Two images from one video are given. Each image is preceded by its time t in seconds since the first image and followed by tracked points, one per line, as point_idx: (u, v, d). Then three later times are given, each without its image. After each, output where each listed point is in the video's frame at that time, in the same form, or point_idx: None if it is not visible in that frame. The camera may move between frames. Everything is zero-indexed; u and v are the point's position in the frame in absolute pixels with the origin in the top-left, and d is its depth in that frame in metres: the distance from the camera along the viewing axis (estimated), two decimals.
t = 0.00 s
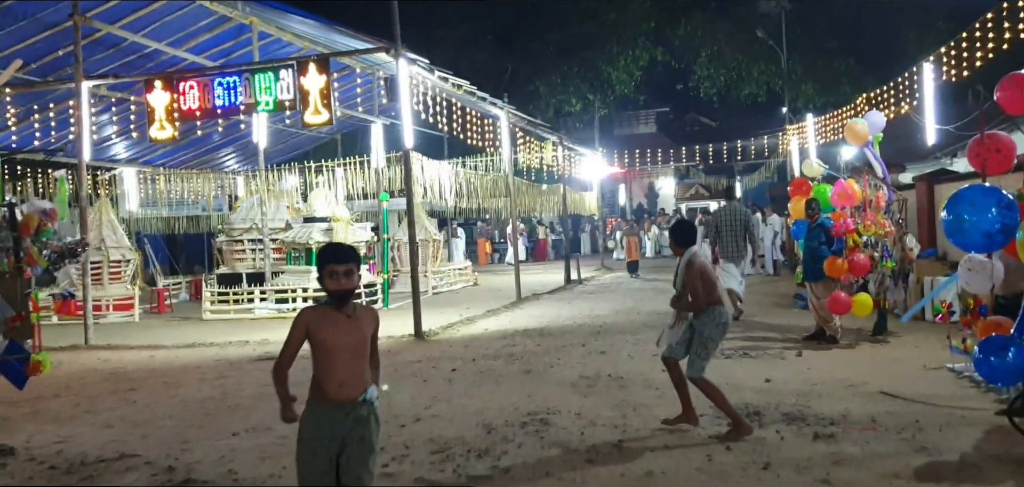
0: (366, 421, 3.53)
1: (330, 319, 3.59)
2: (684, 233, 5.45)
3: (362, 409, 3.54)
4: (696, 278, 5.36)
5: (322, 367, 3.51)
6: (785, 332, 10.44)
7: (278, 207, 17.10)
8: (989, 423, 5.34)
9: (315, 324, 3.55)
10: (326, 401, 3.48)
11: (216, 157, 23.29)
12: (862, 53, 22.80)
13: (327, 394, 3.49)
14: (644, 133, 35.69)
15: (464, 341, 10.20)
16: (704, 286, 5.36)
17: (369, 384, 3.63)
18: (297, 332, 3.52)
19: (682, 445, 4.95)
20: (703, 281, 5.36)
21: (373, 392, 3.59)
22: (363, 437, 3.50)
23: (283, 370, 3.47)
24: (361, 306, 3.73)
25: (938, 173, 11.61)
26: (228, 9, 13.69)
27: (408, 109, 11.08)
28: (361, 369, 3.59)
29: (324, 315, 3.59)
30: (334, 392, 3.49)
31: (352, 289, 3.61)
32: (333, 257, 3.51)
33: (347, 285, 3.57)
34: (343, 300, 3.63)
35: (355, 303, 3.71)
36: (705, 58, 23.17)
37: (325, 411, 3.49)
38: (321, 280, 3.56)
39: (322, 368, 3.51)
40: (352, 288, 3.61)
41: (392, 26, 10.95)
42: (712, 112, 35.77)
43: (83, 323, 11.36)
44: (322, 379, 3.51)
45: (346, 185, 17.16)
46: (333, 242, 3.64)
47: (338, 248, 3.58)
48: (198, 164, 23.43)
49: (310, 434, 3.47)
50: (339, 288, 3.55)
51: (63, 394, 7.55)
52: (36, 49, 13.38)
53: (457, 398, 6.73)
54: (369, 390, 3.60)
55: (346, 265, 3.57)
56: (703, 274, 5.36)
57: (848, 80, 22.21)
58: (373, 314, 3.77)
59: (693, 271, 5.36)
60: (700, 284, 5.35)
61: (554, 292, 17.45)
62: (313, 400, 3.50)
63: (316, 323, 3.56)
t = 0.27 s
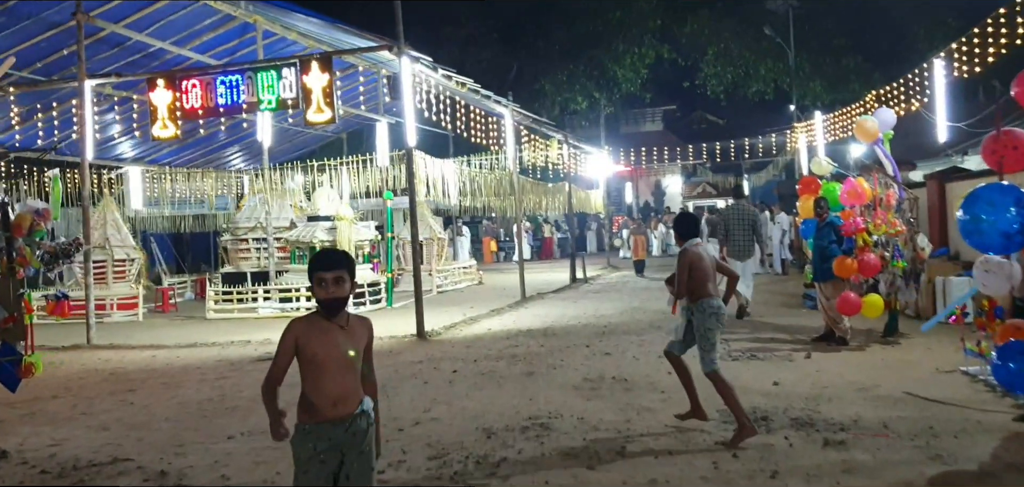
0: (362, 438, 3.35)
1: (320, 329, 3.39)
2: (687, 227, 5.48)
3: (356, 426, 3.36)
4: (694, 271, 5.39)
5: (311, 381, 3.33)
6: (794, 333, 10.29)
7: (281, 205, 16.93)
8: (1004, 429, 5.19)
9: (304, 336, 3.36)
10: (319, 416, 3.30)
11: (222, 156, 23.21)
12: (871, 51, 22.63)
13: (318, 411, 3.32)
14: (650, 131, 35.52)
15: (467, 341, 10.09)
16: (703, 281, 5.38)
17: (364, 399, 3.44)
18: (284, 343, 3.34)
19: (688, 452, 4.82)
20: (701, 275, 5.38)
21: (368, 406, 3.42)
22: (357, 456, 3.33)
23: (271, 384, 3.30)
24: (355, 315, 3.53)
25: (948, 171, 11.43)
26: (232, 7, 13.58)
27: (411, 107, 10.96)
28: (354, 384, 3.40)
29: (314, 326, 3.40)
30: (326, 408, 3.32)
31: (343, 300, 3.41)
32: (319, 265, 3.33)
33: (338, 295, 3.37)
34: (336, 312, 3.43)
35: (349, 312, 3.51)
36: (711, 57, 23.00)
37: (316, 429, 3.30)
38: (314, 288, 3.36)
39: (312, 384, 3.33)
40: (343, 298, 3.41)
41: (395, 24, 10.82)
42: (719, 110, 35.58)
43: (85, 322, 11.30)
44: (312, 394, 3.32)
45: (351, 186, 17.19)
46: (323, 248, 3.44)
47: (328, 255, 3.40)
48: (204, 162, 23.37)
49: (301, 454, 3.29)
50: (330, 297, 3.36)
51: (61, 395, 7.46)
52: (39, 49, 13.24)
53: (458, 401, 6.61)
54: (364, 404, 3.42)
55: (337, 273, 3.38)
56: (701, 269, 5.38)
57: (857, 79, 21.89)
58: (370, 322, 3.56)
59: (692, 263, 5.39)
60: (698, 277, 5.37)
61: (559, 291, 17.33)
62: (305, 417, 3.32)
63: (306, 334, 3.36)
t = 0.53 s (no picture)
0: (351, 447, 3.20)
1: (311, 331, 3.19)
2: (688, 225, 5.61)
3: (347, 435, 3.21)
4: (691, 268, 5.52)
5: (302, 387, 3.14)
6: (807, 337, 10.08)
7: (291, 206, 16.76)
8: None
9: (294, 338, 3.15)
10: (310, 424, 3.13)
11: (233, 157, 23.18)
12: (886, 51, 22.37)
13: (311, 418, 3.14)
14: (662, 132, 35.31)
15: (474, 344, 9.94)
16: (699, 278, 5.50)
17: (350, 407, 3.30)
18: (272, 347, 3.13)
19: (695, 460, 4.66)
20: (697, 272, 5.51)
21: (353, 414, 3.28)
22: (350, 466, 3.18)
23: (260, 390, 3.07)
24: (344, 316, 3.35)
25: (966, 171, 11.20)
26: (240, 8, 13.50)
27: (418, 108, 10.83)
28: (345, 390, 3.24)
29: (305, 328, 3.19)
30: (319, 415, 3.14)
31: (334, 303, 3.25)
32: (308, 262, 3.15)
33: (329, 296, 3.21)
34: (327, 314, 3.25)
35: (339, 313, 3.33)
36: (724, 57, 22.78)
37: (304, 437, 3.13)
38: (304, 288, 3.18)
39: (305, 390, 3.14)
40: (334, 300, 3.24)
41: (402, 23, 10.70)
42: (732, 111, 35.35)
43: (90, 324, 11.24)
44: (304, 401, 3.14)
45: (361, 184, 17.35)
46: (312, 246, 3.25)
47: (316, 251, 3.23)
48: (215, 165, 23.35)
49: (294, 465, 3.09)
50: (321, 297, 3.19)
51: (61, 398, 7.38)
52: (48, 49, 13.22)
53: (463, 406, 6.47)
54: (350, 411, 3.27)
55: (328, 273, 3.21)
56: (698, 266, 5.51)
57: (871, 79, 21.59)
58: (358, 324, 3.39)
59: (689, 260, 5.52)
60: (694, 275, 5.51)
61: (569, 293, 17.16)
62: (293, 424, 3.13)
63: (296, 337, 3.16)
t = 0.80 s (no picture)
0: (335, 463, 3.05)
1: (297, 339, 3.00)
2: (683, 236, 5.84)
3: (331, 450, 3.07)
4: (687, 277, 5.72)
5: (286, 398, 2.96)
6: (818, 342, 9.94)
7: (299, 207, 16.76)
8: None
9: (279, 346, 2.96)
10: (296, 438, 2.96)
11: (243, 159, 23.19)
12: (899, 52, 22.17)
13: (297, 432, 2.97)
14: (673, 134, 35.15)
15: (481, 347, 9.86)
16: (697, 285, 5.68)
17: (331, 420, 3.15)
18: (256, 355, 2.92)
19: (700, 469, 4.54)
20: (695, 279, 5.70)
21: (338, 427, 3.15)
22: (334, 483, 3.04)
23: (242, 402, 2.85)
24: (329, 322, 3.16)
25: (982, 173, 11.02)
26: (249, 8, 13.47)
27: (425, 108, 10.75)
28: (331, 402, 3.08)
29: (291, 335, 2.99)
30: (305, 429, 2.98)
31: (321, 310, 3.08)
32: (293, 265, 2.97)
33: (317, 304, 3.05)
34: (314, 322, 3.07)
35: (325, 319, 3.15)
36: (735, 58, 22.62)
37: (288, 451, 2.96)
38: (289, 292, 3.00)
39: (291, 402, 2.96)
40: (321, 306, 3.07)
41: (409, 22, 10.63)
42: (744, 113, 35.14)
43: (97, 325, 11.21)
44: (289, 414, 2.96)
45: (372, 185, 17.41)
46: (298, 248, 3.05)
47: (303, 251, 3.05)
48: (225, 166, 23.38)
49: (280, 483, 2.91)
50: (306, 302, 3.02)
51: (64, 400, 7.33)
52: (56, 49, 13.25)
53: (467, 410, 6.39)
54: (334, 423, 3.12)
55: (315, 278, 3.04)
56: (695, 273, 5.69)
57: (885, 80, 21.36)
58: (343, 331, 3.22)
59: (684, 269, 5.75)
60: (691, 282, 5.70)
61: (579, 296, 17.02)
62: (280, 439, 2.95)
63: (282, 344, 2.96)
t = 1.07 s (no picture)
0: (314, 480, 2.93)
1: (273, 349, 2.86)
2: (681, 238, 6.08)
3: (311, 466, 2.94)
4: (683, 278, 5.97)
5: (263, 412, 2.83)
6: (831, 347, 9.75)
7: (308, 207, 16.73)
8: None
9: (255, 357, 2.82)
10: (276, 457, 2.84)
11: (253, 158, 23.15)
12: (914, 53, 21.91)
13: (273, 448, 2.84)
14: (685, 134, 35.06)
15: (487, 350, 9.74)
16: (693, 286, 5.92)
17: (312, 435, 3.02)
18: (230, 366, 2.78)
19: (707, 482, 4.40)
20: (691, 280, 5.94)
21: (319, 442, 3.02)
22: None
23: (215, 417, 2.71)
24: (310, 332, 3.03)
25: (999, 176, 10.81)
26: (257, 6, 13.39)
27: (432, 107, 10.64)
28: (310, 417, 2.94)
29: (267, 345, 2.86)
30: (281, 445, 2.85)
31: (299, 318, 2.95)
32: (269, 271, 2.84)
33: (295, 312, 2.92)
34: (293, 331, 2.93)
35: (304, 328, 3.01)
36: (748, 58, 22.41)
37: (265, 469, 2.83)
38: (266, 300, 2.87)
39: (267, 417, 2.82)
40: (299, 315, 2.94)
41: (416, 21, 10.52)
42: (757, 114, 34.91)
43: (102, 324, 11.15)
44: (265, 429, 2.83)
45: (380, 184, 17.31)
46: (275, 254, 2.93)
47: (280, 258, 2.92)
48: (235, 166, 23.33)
49: None
50: (284, 311, 2.89)
51: (64, 401, 7.25)
52: (64, 47, 13.21)
53: (470, 416, 6.27)
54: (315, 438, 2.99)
55: (292, 286, 2.91)
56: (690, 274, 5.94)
57: (900, 80, 21.10)
58: (324, 340, 3.09)
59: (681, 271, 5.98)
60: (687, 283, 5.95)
61: (588, 297, 16.86)
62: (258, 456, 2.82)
63: (257, 355, 2.82)
